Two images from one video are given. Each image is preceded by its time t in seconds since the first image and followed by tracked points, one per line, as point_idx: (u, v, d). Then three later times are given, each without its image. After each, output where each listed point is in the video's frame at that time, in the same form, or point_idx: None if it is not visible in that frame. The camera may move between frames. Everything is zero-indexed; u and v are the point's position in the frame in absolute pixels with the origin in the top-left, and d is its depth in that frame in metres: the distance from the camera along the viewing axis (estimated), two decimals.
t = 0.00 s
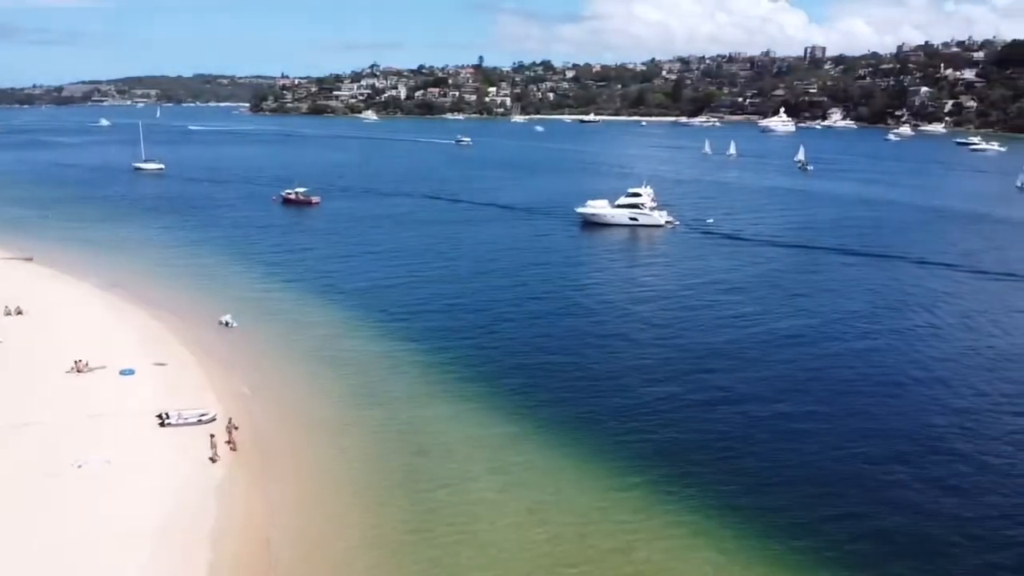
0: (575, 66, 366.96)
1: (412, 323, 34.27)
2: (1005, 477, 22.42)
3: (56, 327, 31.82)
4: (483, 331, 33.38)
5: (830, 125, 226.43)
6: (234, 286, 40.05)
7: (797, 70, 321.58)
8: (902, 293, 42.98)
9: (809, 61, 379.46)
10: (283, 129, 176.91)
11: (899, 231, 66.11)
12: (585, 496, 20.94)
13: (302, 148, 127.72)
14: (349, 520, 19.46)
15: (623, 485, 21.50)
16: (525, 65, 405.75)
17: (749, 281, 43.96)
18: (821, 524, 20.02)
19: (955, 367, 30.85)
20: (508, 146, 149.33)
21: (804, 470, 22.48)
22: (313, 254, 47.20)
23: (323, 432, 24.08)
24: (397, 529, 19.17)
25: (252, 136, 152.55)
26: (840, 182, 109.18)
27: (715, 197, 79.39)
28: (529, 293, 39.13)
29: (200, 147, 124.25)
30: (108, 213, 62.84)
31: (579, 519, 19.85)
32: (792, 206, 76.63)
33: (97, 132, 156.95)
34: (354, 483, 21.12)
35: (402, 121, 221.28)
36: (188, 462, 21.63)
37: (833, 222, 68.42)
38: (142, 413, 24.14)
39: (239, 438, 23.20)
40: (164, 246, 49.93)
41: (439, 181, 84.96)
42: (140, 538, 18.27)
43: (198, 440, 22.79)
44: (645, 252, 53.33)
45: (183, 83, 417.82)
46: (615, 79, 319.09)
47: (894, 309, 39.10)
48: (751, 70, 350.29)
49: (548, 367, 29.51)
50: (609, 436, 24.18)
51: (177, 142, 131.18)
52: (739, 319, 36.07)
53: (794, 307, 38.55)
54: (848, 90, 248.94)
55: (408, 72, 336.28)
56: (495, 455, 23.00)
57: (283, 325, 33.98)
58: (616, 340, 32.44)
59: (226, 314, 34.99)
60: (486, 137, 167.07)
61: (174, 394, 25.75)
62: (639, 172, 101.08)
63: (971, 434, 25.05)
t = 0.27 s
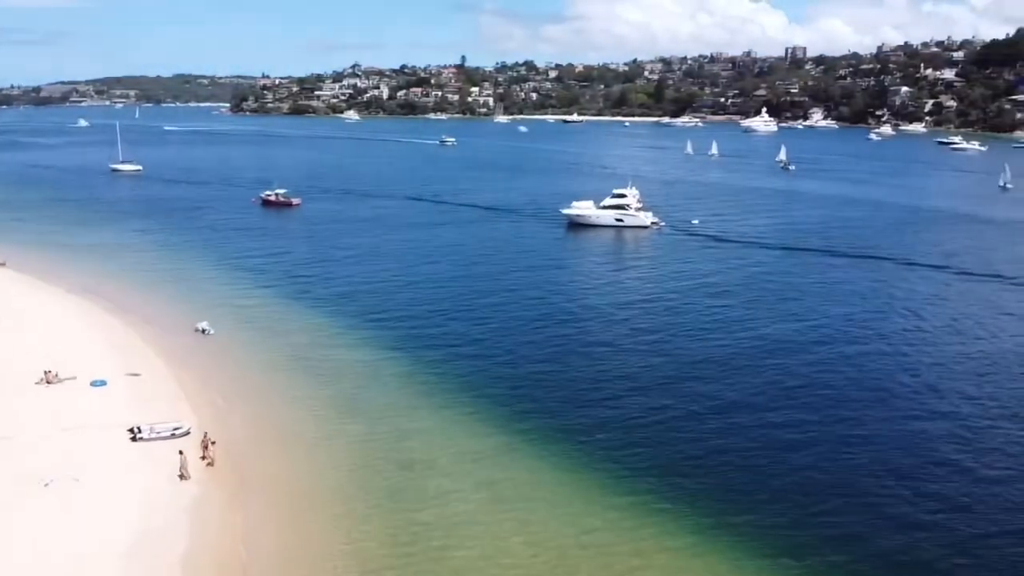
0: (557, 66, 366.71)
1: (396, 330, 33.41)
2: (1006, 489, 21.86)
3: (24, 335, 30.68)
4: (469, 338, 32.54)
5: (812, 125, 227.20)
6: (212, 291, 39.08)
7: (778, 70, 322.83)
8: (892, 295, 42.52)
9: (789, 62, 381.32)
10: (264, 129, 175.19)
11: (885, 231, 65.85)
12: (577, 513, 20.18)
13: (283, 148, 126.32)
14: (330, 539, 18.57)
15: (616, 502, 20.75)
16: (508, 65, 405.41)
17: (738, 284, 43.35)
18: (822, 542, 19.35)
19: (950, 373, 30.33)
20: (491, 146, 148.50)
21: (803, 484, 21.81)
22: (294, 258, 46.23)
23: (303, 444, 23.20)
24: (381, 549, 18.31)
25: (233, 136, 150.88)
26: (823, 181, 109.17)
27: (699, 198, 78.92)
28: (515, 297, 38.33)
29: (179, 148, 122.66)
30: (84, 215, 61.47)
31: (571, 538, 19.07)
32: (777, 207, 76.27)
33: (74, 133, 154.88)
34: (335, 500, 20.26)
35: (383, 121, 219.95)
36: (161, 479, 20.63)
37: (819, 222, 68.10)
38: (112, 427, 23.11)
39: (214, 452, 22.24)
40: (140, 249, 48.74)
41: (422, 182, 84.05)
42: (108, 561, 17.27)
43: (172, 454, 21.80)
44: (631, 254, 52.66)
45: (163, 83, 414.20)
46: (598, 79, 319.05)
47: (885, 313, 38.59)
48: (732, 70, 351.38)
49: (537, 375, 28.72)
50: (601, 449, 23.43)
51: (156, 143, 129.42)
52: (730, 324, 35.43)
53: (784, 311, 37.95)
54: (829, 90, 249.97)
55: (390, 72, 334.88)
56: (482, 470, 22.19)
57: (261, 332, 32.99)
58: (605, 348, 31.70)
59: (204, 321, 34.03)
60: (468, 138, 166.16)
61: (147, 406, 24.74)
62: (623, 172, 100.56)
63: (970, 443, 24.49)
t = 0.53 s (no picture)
0: (540, 66, 366.13)
1: (379, 338, 32.51)
2: (1008, 504, 21.26)
3: None
4: (455, 345, 31.71)
5: (794, 125, 227.70)
6: (189, 297, 38.14)
7: (760, 70, 323.76)
8: (882, 298, 42.00)
9: (771, 62, 382.68)
10: (245, 129, 173.29)
11: (871, 231, 65.49)
12: (566, 534, 19.38)
13: (263, 149, 124.77)
14: (308, 561, 17.78)
15: (607, 522, 19.98)
16: (490, 65, 404.70)
17: (728, 287, 42.73)
18: (822, 562, 18.65)
19: (945, 379, 29.76)
20: (474, 146, 147.49)
21: (801, 502, 21.08)
22: (273, 262, 45.23)
23: (281, 460, 22.33)
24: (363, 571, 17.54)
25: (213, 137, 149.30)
26: (807, 182, 109.01)
27: (684, 199, 78.35)
28: (502, 303, 37.50)
29: (158, 149, 120.88)
30: (58, 219, 60.03)
31: (562, 562, 18.29)
32: (762, 207, 75.83)
33: (52, 134, 152.69)
34: (314, 520, 19.39)
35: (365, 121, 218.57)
36: (130, 498, 19.75)
37: (805, 223, 67.67)
38: (80, 441, 22.20)
39: (187, 468, 21.38)
40: (114, 254, 47.56)
41: (405, 184, 83.02)
42: None
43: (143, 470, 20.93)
44: (619, 255, 51.94)
45: (142, 83, 410.39)
46: (580, 79, 318.76)
47: (876, 316, 38.05)
48: (714, 70, 351.99)
49: (526, 385, 27.90)
50: (593, 464, 22.61)
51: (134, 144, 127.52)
52: (720, 330, 34.73)
53: (776, 316, 37.29)
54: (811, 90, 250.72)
55: (372, 72, 333.15)
56: (468, 487, 21.36)
57: (239, 340, 32.09)
58: (594, 355, 30.94)
59: (179, 329, 33.09)
60: (451, 138, 165.08)
61: (118, 419, 23.83)
62: (607, 173, 99.92)
63: (969, 454, 23.88)
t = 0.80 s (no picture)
0: (522, 66, 365.58)
1: (361, 345, 31.64)
2: (1012, 520, 20.62)
3: None
4: (440, 352, 30.90)
5: (777, 124, 228.26)
6: (166, 302, 37.28)
7: (742, 70, 324.57)
8: (871, 301, 41.46)
9: (752, 62, 384.16)
10: (225, 130, 171.41)
11: (857, 232, 65.12)
12: (556, 558, 18.63)
13: (243, 150, 123.20)
14: None
15: (600, 543, 19.27)
16: (473, 65, 403.93)
17: (716, 290, 42.05)
18: None
19: (940, 387, 29.15)
20: (457, 146, 146.46)
21: (799, 521, 20.35)
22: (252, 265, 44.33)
23: (258, 474, 21.60)
24: None
25: (193, 137, 147.64)
26: (791, 182, 108.81)
27: (669, 200, 77.82)
28: (487, 308, 36.66)
29: (136, 150, 119.13)
30: (32, 223, 58.67)
31: None
32: (747, 208, 75.34)
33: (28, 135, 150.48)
34: (288, 541, 18.67)
35: (347, 121, 217.20)
36: (99, 518, 19.03)
37: (791, 223, 67.19)
38: (48, 458, 21.48)
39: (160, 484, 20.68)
40: (89, 259, 46.51)
41: (387, 185, 81.94)
42: None
43: (113, 489, 20.21)
44: (605, 257, 51.20)
45: (121, 84, 406.60)
46: (563, 79, 318.33)
47: (867, 320, 37.46)
48: (696, 70, 352.84)
49: (513, 396, 27.09)
50: (584, 481, 21.80)
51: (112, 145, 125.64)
52: (711, 335, 34.02)
53: (766, 320, 36.62)
54: (792, 90, 251.49)
55: (354, 73, 331.46)
56: (453, 505, 20.62)
57: (215, 347, 31.34)
58: (583, 363, 30.15)
59: (154, 336, 32.29)
60: (434, 138, 163.94)
61: (88, 433, 23.10)
62: (590, 174, 99.25)
63: (969, 466, 23.25)
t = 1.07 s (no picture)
0: (506, 66, 364.92)
1: (342, 353, 30.73)
2: (1017, 543, 19.95)
3: None
4: (424, 359, 30.11)
5: (759, 124, 228.57)
6: (141, 308, 36.37)
7: (724, 70, 325.38)
8: (862, 305, 40.84)
9: (733, 62, 385.28)
10: (205, 129, 169.52)
11: (844, 233, 64.65)
12: None
13: (223, 150, 121.73)
14: None
15: (589, 567, 18.56)
16: (456, 65, 403.22)
17: (706, 294, 41.31)
18: None
19: (937, 397, 28.51)
20: (439, 146, 145.38)
21: (797, 541, 19.68)
22: (230, 268, 43.45)
23: (234, 489, 20.92)
24: None
25: (172, 137, 145.75)
26: (776, 182, 108.48)
27: (654, 201, 77.13)
28: (473, 313, 35.72)
29: (114, 150, 117.37)
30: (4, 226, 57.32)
31: None
32: (733, 208, 74.79)
33: (3, 136, 148.09)
34: (264, 557, 18.09)
35: (329, 121, 215.55)
36: (65, 541, 18.46)
37: (777, 224, 66.65)
38: (14, 480, 20.89)
39: (131, 503, 20.11)
40: (62, 263, 45.50)
41: (369, 186, 80.83)
42: None
43: (81, 510, 19.61)
44: (592, 260, 50.36)
45: (100, 83, 402.87)
46: (546, 79, 318.08)
47: (860, 325, 36.80)
48: (678, 70, 353.27)
49: (500, 408, 26.20)
50: (575, 500, 20.96)
51: (89, 146, 123.80)
52: (701, 342, 33.32)
53: (758, 325, 35.88)
54: (774, 90, 252.00)
55: (336, 73, 329.83)
56: (438, 523, 19.81)
57: (191, 354, 30.70)
58: (572, 372, 29.28)
59: (129, 345, 31.47)
60: (416, 138, 162.85)
61: (57, 451, 22.50)
62: (574, 174, 98.48)
63: (971, 483, 22.57)
